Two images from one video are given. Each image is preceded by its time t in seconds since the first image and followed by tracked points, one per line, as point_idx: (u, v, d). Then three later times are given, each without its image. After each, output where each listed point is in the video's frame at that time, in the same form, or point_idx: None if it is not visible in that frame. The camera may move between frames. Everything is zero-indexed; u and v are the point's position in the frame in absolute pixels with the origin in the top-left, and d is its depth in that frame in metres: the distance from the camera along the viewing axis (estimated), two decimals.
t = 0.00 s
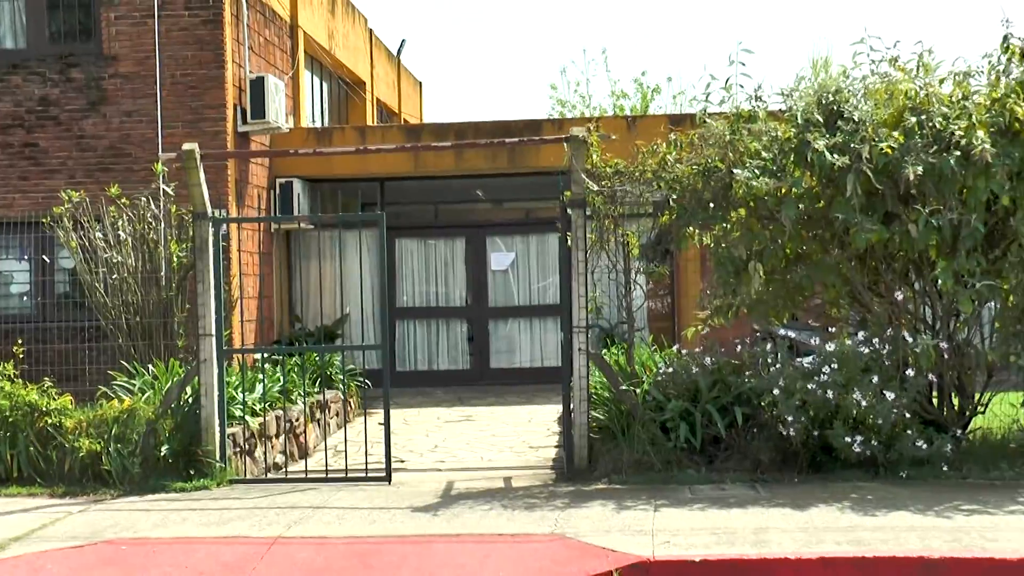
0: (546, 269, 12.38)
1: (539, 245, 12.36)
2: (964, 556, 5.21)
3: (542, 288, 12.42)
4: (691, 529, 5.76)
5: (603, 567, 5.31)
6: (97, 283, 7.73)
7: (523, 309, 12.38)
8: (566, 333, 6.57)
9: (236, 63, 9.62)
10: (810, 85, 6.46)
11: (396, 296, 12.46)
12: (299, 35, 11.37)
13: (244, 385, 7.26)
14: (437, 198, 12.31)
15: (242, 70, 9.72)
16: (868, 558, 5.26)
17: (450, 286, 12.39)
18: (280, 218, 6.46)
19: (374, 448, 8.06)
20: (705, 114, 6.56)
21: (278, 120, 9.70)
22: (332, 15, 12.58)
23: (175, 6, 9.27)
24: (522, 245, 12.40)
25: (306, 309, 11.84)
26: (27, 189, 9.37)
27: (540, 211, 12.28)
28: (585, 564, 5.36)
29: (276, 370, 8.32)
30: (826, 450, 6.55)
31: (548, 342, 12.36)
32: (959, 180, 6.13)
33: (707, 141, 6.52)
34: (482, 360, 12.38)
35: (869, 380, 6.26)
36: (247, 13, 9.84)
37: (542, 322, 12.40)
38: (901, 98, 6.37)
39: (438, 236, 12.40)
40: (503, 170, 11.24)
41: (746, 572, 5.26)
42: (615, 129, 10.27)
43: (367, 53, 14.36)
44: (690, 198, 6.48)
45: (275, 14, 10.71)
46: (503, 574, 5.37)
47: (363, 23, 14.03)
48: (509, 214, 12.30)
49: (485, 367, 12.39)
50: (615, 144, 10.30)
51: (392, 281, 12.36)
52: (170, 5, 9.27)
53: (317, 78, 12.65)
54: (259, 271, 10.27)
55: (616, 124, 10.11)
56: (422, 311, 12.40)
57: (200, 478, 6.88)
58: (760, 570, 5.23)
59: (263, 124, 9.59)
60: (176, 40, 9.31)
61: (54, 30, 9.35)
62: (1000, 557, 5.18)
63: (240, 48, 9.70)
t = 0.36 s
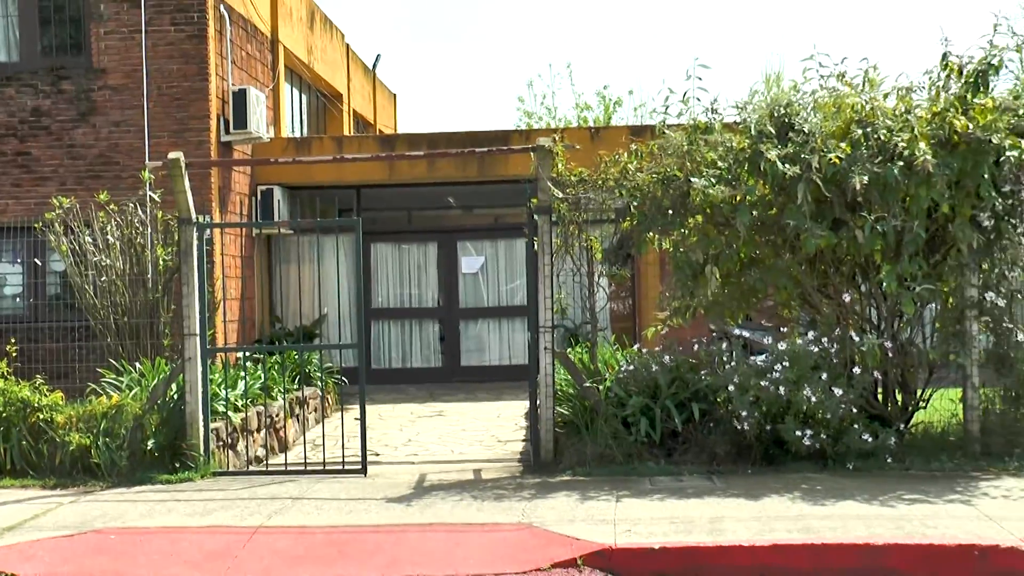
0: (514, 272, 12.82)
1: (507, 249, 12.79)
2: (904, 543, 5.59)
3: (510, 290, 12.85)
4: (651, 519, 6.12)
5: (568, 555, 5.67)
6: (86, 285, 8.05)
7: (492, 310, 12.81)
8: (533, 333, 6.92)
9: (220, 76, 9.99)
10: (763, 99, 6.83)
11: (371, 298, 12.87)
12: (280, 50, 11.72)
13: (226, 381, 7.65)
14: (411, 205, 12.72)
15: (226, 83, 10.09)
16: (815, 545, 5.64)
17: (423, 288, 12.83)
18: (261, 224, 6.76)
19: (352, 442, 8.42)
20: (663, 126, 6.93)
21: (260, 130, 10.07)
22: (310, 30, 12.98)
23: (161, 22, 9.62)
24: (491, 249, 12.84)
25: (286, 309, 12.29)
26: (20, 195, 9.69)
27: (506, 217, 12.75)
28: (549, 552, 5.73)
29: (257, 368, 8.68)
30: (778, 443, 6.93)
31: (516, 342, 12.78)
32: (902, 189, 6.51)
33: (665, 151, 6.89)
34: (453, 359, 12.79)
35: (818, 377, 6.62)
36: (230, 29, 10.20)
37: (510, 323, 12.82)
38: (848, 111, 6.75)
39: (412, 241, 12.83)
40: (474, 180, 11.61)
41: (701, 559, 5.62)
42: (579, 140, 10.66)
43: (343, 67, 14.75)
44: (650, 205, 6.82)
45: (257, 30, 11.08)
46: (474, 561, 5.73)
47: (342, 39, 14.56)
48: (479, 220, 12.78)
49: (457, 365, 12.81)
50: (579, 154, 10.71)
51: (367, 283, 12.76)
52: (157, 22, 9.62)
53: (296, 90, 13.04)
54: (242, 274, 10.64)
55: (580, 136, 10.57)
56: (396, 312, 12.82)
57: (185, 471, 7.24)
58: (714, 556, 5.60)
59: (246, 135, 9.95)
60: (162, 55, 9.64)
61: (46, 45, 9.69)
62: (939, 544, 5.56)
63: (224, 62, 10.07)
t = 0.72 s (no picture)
0: (489, 275, 13.38)
1: (482, 253, 13.34)
2: (854, 530, 6.00)
3: (485, 292, 13.40)
4: (619, 508, 6.52)
5: (540, 543, 6.06)
6: (81, 287, 8.39)
7: (468, 310, 13.34)
8: (507, 332, 7.31)
9: (209, 89, 10.37)
10: (723, 111, 7.21)
11: (353, 299, 13.35)
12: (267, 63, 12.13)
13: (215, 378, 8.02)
14: (391, 211, 13.14)
15: (214, 95, 10.48)
16: (771, 532, 6.04)
17: (403, 290, 13.32)
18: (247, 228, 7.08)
19: (336, 437, 8.80)
20: (630, 137, 7.34)
21: (248, 140, 10.45)
22: (293, 44, 13.39)
23: (153, 38, 9.97)
24: (467, 253, 13.40)
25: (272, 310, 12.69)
26: (19, 202, 10.04)
27: (482, 222, 13.20)
28: (523, 540, 6.12)
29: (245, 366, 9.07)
30: (738, 436, 7.34)
31: (491, 342, 13.31)
32: (854, 197, 6.89)
33: (632, 160, 7.29)
34: (431, 357, 13.32)
35: (776, 374, 7.01)
36: (218, 44, 10.59)
37: (485, 322, 13.35)
38: (803, 122, 7.15)
39: (391, 245, 13.30)
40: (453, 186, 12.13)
41: (665, 545, 6.02)
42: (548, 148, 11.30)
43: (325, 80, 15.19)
44: (617, 210, 7.18)
45: (245, 45, 11.48)
46: (453, 549, 6.12)
47: (324, 53, 15.05)
48: (455, 226, 13.17)
49: (435, 363, 13.33)
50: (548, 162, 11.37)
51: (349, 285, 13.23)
52: (150, 37, 9.96)
53: (280, 101, 13.43)
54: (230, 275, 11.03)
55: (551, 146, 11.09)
56: (377, 313, 13.32)
57: (176, 464, 7.62)
58: (677, 543, 6.00)
59: (234, 144, 10.34)
60: (154, 68, 9.99)
61: (44, 59, 10.04)
62: (887, 530, 5.98)
63: (212, 75, 10.45)
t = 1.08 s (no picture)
0: (466, 277, 13.78)
1: (460, 257, 13.72)
2: (810, 516, 6.41)
3: (463, 293, 13.80)
4: (589, 497, 6.92)
5: (515, 531, 6.45)
6: (78, 289, 8.75)
7: (446, 310, 13.76)
8: (484, 331, 7.70)
9: (199, 100, 10.76)
10: (688, 121, 7.61)
11: (337, 300, 13.76)
12: (254, 77, 12.58)
13: (205, 375, 8.41)
14: (373, 215, 13.64)
15: (204, 106, 10.86)
16: (732, 519, 6.45)
17: (384, 291, 13.74)
18: (238, 234, 7.47)
19: (322, 431, 9.18)
20: (599, 146, 7.73)
21: (237, 149, 10.84)
22: (280, 58, 13.85)
23: (146, 51, 10.35)
24: (445, 256, 13.77)
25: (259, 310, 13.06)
26: (18, 208, 10.40)
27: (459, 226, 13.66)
28: (499, 529, 6.51)
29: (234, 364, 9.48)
30: (702, 429, 7.74)
31: (468, 341, 13.71)
32: (811, 203, 7.30)
33: (601, 169, 7.72)
34: (410, 355, 13.72)
35: (738, 370, 7.41)
36: (208, 58, 11.03)
37: (462, 322, 13.77)
38: (762, 132, 7.58)
39: (374, 248, 13.74)
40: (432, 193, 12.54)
41: (633, 533, 6.41)
42: (525, 157, 11.63)
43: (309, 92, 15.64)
44: (587, 215, 7.60)
45: (234, 59, 11.91)
46: (433, 537, 6.51)
47: (311, 68, 15.56)
48: (433, 230, 13.67)
49: (415, 360, 13.72)
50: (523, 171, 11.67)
51: (333, 287, 13.65)
52: (142, 51, 10.35)
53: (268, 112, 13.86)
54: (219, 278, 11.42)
55: (524, 153, 11.46)
56: (359, 313, 13.74)
57: (168, 457, 8.00)
58: (644, 530, 6.40)
59: (224, 153, 10.73)
60: (148, 81, 10.37)
61: (42, 72, 10.45)
62: (841, 515, 6.41)
63: (202, 86, 10.84)
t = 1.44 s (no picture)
0: (441, 276, 14.16)
1: (435, 257, 14.14)
2: (765, 503, 6.84)
3: (438, 292, 14.20)
4: (557, 486, 7.33)
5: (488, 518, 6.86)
6: (70, 289, 9.11)
7: (421, 309, 14.16)
8: (457, 328, 8.09)
9: (186, 109, 11.16)
10: (650, 129, 8.02)
11: (317, 299, 14.17)
12: (238, 86, 13.00)
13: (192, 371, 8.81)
14: (351, 218, 14.06)
15: (191, 115, 11.27)
16: (692, 505, 6.87)
17: (362, 290, 14.14)
18: (222, 237, 7.61)
19: (305, 424, 9.58)
20: (567, 152, 8.16)
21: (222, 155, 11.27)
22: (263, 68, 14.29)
23: (135, 62, 10.72)
24: (421, 257, 14.20)
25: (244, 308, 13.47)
26: (12, 212, 10.76)
27: (435, 229, 14.17)
28: (472, 516, 6.92)
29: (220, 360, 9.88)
30: (666, 421, 8.15)
31: (442, 338, 14.12)
32: (767, 206, 7.71)
33: (569, 173, 8.09)
34: (388, 352, 14.13)
35: (698, 364, 7.80)
36: (195, 68, 11.47)
37: (438, 320, 14.18)
38: (720, 139, 8.00)
39: (352, 249, 14.13)
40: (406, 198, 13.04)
41: (599, 519, 6.82)
42: (496, 163, 12.14)
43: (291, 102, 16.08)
44: (555, 218, 8.02)
45: (218, 69, 12.32)
46: (410, 524, 6.91)
47: (292, 77, 16.01)
48: (410, 232, 14.14)
49: (392, 356, 14.14)
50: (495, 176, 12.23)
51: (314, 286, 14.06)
52: (132, 62, 10.72)
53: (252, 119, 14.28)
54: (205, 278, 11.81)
55: (494, 159, 11.96)
56: (339, 311, 14.14)
57: (157, 449, 8.40)
58: (609, 517, 6.82)
59: (209, 159, 11.13)
60: (137, 90, 10.74)
61: (35, 81, 10.80)
62: (794, 501, 6.85)
63: (189, 96, 11.25)
